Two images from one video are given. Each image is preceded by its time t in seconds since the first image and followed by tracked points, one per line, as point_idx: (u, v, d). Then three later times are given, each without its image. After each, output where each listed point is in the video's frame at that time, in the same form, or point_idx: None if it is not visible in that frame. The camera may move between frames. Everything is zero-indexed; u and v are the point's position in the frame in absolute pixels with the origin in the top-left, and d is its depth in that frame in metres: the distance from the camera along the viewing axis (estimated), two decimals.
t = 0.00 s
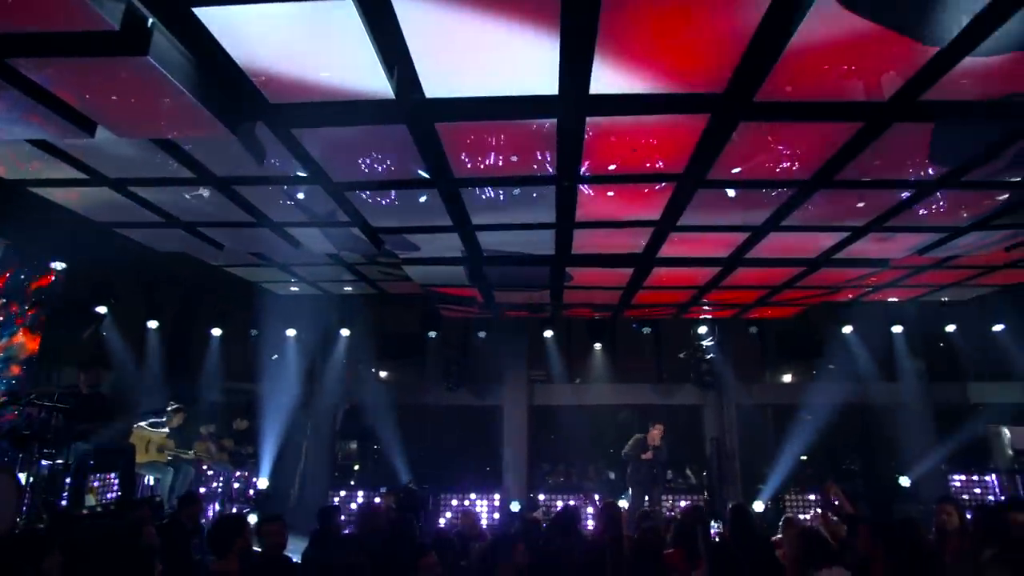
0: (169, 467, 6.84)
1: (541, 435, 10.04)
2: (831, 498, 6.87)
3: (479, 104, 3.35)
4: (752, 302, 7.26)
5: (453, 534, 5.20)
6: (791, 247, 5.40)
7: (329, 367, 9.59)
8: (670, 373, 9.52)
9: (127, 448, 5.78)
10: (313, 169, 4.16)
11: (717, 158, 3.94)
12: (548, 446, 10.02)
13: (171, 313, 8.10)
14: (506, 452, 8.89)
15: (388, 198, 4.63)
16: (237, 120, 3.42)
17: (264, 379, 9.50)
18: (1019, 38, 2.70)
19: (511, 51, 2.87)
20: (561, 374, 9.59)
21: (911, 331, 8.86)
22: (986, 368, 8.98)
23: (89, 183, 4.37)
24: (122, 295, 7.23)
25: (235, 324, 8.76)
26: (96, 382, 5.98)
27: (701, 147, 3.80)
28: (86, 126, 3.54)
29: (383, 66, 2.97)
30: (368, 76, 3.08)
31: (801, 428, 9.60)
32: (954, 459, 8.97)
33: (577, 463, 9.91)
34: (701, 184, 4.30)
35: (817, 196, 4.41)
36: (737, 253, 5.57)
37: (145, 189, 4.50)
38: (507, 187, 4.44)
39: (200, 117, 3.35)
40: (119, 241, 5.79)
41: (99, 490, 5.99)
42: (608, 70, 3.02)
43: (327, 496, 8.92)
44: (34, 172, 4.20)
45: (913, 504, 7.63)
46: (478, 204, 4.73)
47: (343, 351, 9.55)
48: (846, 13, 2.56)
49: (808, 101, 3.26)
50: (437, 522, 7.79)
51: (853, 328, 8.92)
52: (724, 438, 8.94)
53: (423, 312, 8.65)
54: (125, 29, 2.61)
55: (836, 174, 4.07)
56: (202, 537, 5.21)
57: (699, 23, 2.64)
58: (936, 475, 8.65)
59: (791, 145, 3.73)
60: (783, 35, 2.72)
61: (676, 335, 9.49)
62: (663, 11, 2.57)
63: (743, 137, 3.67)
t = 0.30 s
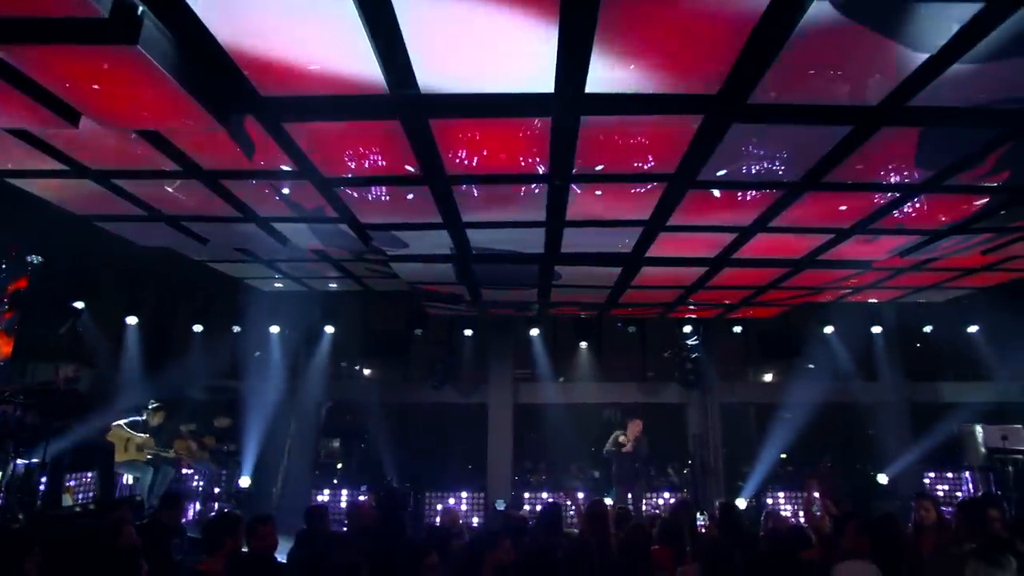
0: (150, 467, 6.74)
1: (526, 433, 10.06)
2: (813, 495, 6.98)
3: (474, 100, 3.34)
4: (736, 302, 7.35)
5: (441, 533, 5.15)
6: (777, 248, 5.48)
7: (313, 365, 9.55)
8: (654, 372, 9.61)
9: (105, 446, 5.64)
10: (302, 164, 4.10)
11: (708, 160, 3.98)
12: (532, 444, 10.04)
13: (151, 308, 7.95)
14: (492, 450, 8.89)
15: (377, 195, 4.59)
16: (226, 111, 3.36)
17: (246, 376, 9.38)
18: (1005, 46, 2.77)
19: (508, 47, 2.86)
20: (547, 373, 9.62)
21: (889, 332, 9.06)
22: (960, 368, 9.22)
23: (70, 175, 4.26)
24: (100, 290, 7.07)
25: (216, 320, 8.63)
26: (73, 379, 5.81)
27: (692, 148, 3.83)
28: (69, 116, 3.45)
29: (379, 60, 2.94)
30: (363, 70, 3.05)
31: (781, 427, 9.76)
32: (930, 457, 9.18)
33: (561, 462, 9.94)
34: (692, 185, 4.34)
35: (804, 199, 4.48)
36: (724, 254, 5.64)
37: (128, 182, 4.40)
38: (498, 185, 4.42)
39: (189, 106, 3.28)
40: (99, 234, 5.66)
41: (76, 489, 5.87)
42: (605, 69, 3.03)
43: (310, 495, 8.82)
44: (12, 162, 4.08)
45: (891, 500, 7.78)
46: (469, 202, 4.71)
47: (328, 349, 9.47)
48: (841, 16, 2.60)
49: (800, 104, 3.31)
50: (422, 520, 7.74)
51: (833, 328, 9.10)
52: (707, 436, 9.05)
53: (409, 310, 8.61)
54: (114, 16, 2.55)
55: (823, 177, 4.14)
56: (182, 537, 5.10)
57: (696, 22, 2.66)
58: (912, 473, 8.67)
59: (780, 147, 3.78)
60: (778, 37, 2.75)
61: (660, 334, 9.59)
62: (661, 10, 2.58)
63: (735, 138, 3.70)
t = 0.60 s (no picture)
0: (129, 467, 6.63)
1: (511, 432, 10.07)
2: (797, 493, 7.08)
3: (470, 98, 3.33)
4: (721, 301, 7.44)
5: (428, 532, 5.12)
6: (763, 249, 5.55)
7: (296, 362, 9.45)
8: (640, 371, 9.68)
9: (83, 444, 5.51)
10: (293, 159, 4.04)
11: (700, 160, 4.01)
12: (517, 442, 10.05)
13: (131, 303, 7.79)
14: (477, 448, 8.88)
15: (367, 191, 4.54)
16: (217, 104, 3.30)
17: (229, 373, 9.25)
18: (991, 56, 2.84)
19: (507, 46, 2.86)
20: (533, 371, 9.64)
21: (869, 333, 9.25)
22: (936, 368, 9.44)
23: (51, 166, 4.14)
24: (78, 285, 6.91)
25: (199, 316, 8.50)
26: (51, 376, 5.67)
27: (685, 149, 3.86)
28: (53, 106, 3.36)
29: (376, 56, 2.92)
30: (359, 65, 3.02)
31: (763, 425, 9.89)
32: (907, 455, 9.38)
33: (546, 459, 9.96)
34: (683, 185, 4.37)
35: (792, 200, 4.54)
36: (711, 254, 5.70)
37: (112, 175, 4.30)
38: (490, 183, 4.41)
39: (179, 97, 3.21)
40: (80, 227, 5.53)
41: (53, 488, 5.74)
42: (603, 68, 3.05)
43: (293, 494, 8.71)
44: None
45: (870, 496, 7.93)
46: (460, 199, 4.69)
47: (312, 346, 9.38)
48: (835, 22, 2.66)
49: (793, 108, 3.35)
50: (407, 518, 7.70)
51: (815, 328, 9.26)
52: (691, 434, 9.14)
53: (395, 307, 8.56)
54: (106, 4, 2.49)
55: (812, 180, 4.20)
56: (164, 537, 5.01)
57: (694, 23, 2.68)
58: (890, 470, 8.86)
59: (772, 149, 3.82)
60: (773, 41, 2.79)
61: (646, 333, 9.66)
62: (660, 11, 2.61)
63: (728, 140, 3.74)
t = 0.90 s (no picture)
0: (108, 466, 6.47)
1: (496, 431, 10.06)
2: (780, 491, 7.17)
3: (465, 96, 3.32)
4: (707, 302, 7.51)
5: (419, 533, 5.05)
6: (750, 250, 5.62)
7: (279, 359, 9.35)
8: (624, 370, 9.76)
9: (60, 444, 5.36)
10: (283, 155, 3.98)
11: (692, 161, 4.04)
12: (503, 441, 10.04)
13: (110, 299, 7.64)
14: (463, 446, 8.85)
15: (359, 188, 4.50)
16: (207, 96, 3.24)
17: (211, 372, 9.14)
18: (978, 66, 2.90)
19: (503, 44, 2.86)
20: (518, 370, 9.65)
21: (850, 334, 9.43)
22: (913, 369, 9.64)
23: (31, 158, 4.04)
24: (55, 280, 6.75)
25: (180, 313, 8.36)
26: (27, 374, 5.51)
27: (676, 150, 3.90)
28: (37, 95, 3.28)
29: (371, 51, 2.90)
30: (354, 60, 2.99)
31: (745, 425, 10.02)
32: (884, 454, 9.57)
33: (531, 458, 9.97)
34: (674, 187, 4.41)
35: (780, 203, 4.61)
36: (698, 255, 5.76)
37: (93, 167, 4.20)
38: (482, 181, 4.40)
39: (168, 88, 3.16)
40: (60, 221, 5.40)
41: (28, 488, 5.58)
42: (597, 69, 3.07)
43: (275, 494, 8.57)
44: None
45: (849, 494, 8.08)
46: (452, 197, 4.67)
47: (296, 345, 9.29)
48: (829, 29, 2.70)
49: (784, 111, 3.40)
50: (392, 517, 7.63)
51: (797, 329, 9.40)
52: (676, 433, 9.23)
53: (382, 305, 8.51)
54: None
55: (799, 183, 4.26)
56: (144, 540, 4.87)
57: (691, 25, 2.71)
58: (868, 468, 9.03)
59: (763, 152, 3.87)
60: (767, 45, 2.83)
61: (632, 333, 9.73)
62: (658, 12, 2.62)
63: (720, 142, 3.77)
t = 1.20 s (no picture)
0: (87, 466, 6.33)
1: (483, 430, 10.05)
2: (764, 489, 7.26)
3: (461, 94, 3.30)
4: (695, 302, 7.59)
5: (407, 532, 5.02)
6: (738, 251, 5.69)
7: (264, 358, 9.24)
8: (611, 370, 9.83)
9: (38, 443, 5.22)
10: (275, 151, 3.94)
11: (685, 163, 4.07)
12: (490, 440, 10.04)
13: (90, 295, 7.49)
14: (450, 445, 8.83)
15: (351, 185, 4.47)
16: (199, 89, 3.19)
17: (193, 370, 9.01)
18: (964, 75, 2.97)
19: (502, 42, 2.86)
20: (505, 368, 9.66)
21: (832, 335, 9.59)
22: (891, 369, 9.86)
23: (14, 151, 3.95)
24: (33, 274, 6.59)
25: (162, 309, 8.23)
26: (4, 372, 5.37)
27: (669, 152, 3.93)
28: (22, 86, 3.20)
29: (368, 48, 2.87)
30: (350, 56, 2.96)
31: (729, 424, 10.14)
32: (863, 452, 9.76)
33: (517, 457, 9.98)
34: (667, 188, 4.45)
35: (769, 205, 4.67)
36: (687, 256, 5.82)
37: (78, 160, 4.12)
38: (475, 180, 4.39)
39: (158, 80, 3.10)
40: (40, 214, 5.28)
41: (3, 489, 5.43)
42: (594, 70, 3.08)
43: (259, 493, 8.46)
44: None
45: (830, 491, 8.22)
46: (445, 196, 4.65)
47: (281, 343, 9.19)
48: (824, 34, 2.74)
49: (776, 115, 3.44)
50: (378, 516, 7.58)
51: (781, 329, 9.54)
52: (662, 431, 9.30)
53: (369, 303, 8.45)
54: None
55: (789, 185, 4.32)
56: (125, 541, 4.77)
57: (689, 27, 2.73)
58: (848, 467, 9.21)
59: (755, 154, 3.91)
60: (763, 49, 2.86)
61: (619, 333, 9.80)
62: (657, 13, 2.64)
63: (713, 144, 3.80)
